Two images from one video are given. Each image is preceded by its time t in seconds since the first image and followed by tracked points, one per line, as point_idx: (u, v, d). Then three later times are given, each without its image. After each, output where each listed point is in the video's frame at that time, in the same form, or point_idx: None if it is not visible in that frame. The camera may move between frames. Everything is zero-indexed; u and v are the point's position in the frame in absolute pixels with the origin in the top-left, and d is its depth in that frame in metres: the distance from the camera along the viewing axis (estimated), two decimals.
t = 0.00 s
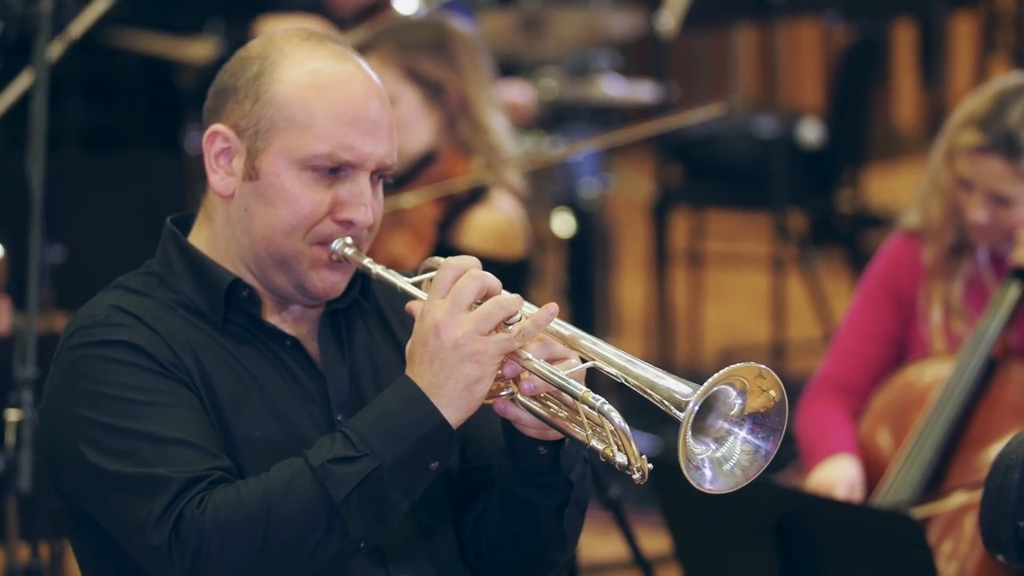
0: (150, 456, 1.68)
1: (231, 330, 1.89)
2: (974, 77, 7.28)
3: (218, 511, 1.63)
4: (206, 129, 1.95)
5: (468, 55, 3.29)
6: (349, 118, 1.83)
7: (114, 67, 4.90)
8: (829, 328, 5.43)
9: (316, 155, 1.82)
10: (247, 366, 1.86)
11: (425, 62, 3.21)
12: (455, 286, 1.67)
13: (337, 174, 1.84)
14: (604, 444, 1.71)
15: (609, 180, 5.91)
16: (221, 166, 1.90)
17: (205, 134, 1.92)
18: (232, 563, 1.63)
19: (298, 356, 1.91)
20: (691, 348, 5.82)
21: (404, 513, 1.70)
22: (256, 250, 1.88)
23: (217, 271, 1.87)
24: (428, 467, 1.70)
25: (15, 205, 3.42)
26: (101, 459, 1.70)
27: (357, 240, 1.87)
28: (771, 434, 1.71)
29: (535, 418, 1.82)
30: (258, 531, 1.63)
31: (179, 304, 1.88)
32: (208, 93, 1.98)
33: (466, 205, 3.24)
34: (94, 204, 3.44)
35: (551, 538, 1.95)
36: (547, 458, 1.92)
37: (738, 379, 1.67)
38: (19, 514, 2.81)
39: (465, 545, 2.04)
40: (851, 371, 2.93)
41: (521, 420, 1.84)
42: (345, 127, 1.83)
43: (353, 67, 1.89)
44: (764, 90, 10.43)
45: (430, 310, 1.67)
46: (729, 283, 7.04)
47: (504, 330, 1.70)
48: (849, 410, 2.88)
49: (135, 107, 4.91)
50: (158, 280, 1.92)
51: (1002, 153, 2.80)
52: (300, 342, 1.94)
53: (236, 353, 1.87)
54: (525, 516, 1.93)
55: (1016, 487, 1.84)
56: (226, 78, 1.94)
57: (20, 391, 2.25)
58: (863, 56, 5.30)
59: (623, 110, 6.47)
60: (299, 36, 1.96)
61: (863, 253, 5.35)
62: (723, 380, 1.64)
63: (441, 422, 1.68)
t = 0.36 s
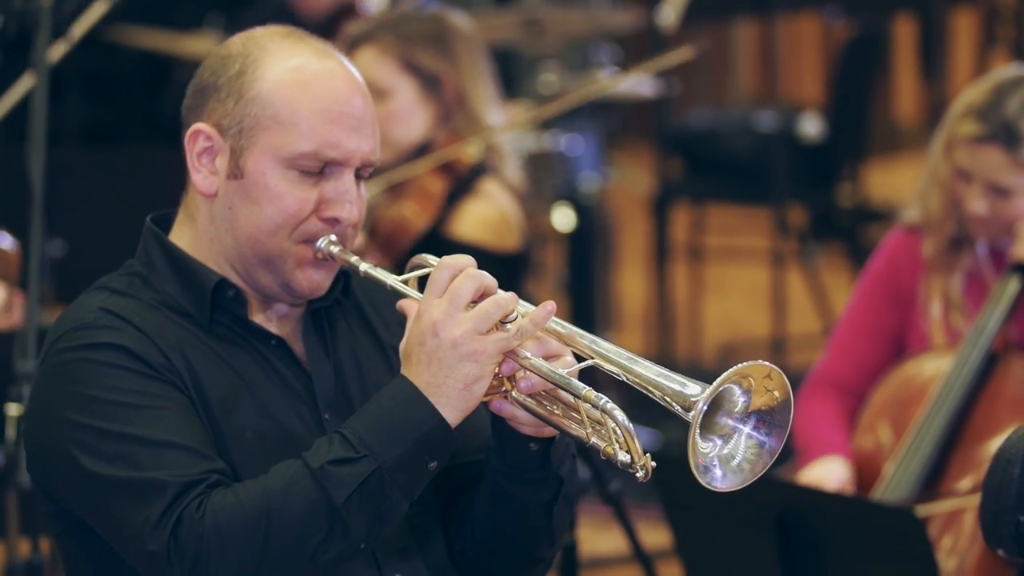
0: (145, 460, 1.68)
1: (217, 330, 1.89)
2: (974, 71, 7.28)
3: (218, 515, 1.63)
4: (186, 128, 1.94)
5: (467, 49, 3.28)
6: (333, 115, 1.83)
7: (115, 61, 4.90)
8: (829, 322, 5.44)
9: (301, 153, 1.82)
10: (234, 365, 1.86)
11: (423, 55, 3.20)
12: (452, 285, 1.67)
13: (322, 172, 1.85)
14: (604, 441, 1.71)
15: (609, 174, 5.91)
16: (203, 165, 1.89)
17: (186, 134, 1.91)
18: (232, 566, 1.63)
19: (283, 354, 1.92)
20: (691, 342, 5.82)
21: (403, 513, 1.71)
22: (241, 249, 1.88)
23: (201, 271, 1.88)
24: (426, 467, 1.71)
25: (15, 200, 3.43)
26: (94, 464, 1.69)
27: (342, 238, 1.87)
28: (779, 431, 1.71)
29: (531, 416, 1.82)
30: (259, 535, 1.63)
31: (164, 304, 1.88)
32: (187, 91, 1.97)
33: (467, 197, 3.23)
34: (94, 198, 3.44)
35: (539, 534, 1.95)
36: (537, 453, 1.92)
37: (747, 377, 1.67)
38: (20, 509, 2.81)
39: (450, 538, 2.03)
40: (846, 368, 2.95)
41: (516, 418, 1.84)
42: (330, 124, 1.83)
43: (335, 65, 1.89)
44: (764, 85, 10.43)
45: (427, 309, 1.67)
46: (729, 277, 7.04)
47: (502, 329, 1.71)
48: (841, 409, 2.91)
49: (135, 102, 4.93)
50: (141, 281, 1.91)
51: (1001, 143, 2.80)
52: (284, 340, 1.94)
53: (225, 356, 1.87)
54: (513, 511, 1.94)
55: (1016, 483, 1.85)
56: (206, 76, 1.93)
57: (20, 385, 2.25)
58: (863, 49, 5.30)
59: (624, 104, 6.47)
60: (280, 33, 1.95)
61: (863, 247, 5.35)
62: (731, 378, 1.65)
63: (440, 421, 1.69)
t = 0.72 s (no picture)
0: (145, 458, 1.68)
1: (213, 327, 1.89)
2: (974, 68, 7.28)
3: (220, 510, 1.63)
4: (178, 126, 1.94)
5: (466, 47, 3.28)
6: (323, 109, 1.83)
7: (114, 58, 4.89)
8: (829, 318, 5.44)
9: (293, 148, 1.82)
10: (233, 362, 1.86)
11: (419, 56, 3.21)
12: (447, 274, 1.68)
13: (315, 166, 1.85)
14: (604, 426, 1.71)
15: (609, 170, 5.91)
16: (196, 163, 1.89)
17: (178, 131, 1.91)
18: (234, 562, 1.63)
19: (282, 351, 1.91)
20: (691, 338, 5.82)
21: (405, 504, 1.71)
22: (236, 245, 1.88)
23: (198, 271, 1.88)
24: (426, 457, 1.71)
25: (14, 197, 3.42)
26: (95, 464, 1.69)
27: (336, 231, 1.87)
28: (778, 411, 1.71)
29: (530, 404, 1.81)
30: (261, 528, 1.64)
31: (161, 303, 1.87)
32: (177, 90, 1.98)
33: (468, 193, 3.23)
34: (94, 194, 3.44)
35: (544, 521, 1.96)
36: (538, 441, 1.93)
37: (742, 357, 1.67)
38: (20, 506, 2.80)
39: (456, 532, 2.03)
40: (840, 366, 2.98)
41: (516, 406, 1.83)
42: (321, 118, 1.83)
43: (324, 58, 1.89)
44: (764, 81, 10.44)
45: (424, 299, 1.68)
46: (729, 274, 7.04)
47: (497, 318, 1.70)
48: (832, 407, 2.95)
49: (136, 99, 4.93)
50: (138, 280, 1.90)
51: (1001, 134, 2.82)
52: (282, 338, 1.94)
53: (223, 352, 1.86)
54: (518, 500, 1.94)
55: (1016, 479, 1.85)
56: (196, 74, 1.93)
57: (20, 382, 2.25)
58: (864, 46, 5.30)
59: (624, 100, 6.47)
60: (267, 28, 1.95)
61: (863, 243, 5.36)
62: (727, 358, 1.65)
63: (438, 412, 1.69)
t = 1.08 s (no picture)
0: (153, 450, 1.69)
1: (233, 320, 1.89)
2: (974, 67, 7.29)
3: (221, 499, 1.63)
4: (196, 119, 1.94)
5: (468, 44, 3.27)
6: (339, 104, 1.83)
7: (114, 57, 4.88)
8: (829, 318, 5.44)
9: (307, 142, 1.82)
10: (248, 354, 1.86)
11: (425, 53, 3.19)
12: (446, 264, 1.68)
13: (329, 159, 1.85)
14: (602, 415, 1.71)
15: (609, 169, 5.90)
16: (214, 156, 1.90)
17: (196, 125, 1.91)
18: (234, 554, 1.63)
19: (300, 344, 1.91)
20: (691, 337, 5.82)
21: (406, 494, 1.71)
22: (251, 237, 1.88)
23: (214, 262, 1.87)
24: (428, 447, 1.70)
25: (15, 196, 3.41)
26: (105, 454, 1.70)
27: (353, 223, 1.87)
28: (767, 399, 1.72)
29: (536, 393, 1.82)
30: (262, 517, 1.63)
31: (179, 296, 1.88)
32: (198, 83, 1.98)
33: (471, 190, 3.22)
34: (93, 192, 3.43)
35: (562, 512, 1.96)
36: (551, 432, 1.92)
37: (728, 342, 1.68)
38: (19, 504, 2.80)
39: (479, 524, 2.04)
40: (839, 366, 2.98)
41: (521, 395, 1.84)
42: (336, 113, 1.83)
43: (342, 53, 1.89)
44: (765, 80, 10.44)
45: (423, 289, 1.68)
46: (729, 273, 7.04)
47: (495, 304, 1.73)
48: (829, 408, 2.96)
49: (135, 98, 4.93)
50: (158, 274, 1.91)
51: (999, 123, 2.81)
52: (301, 330, 1.94)
53: (240, 344, 1.86)
54: (534, 492, 1.94)
55: (1016, 478, 1.85)
56: (216, 67, 1.93)
57: (20, 380, 2.24)
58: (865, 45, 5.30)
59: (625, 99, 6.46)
60: (286, 22, 1.94)
61: (863, 242, 5.36)
62: (713, 343, 1.66)
63: (438, 402, 1.68)
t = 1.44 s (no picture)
0: (168, 444, 1.70)
1: (260, 314, 1.89)
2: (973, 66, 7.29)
3: (227, 499, 1.64)
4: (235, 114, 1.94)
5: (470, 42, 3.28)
6: (373, 103, 1.82)
7: (116, 56, 4.89)
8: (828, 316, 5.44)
9: (340, 140, 1.81)
10: (275, 351, 1.86)
11: (428, 51, 3.20)
12: (459, 277, 1.67)
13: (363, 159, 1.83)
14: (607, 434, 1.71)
15: (609, 168, 5.91)
16: (250, 151, 1.89)
17: (233, 119, 1.91)
18: (238, 554, 1.64)
19: (328, 340, 1.90)
20: (691, 336, 5.83)
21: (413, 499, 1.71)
22: (284, 233, 1.87)
23: (245, 255, 1.88)
24: (433, 455, 1.69)
25: (15, 194, 3.42)
26: (122, 447, 1.71)
27: (386, 225, 1.85)
28: (764, 436, 1.72)
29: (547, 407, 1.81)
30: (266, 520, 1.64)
31: (209, 288, 1.88)
32: (238, 78, 1.98)
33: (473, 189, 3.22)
34: (93, 191, 3.44)
35: (579, 521, 1.96)
36: (568, 442, 1.91)
37: (726, 373, 1.68)
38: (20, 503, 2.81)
39: (498, 527, 2.05)
40: (838, 365, 2.98)
41: (534, 408, 1.83)
42: (371, 112, 1.82)
43: (380, 53, 1.89)
44: (765, 78, 10.44)
45: (436, 300, 1.67)
46: (730, 271, 7.04)
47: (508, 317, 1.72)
48: (827, 406, 2.97)
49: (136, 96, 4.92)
50: (191, 265, 1.92)
51: (995, 113, 2.80)
52: (329, 327, 1.93)
53: (264, 340, 1.87)
54: (552, 500, 1.95)
55: (1016, 476, 1.86)
56: (255, 63, 1.93)
57: (19, 378, 2.25)
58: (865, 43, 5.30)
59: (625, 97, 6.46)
60: (328, 20, 1.95)
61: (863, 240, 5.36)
62: (712, 374, 1.66)
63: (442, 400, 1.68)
